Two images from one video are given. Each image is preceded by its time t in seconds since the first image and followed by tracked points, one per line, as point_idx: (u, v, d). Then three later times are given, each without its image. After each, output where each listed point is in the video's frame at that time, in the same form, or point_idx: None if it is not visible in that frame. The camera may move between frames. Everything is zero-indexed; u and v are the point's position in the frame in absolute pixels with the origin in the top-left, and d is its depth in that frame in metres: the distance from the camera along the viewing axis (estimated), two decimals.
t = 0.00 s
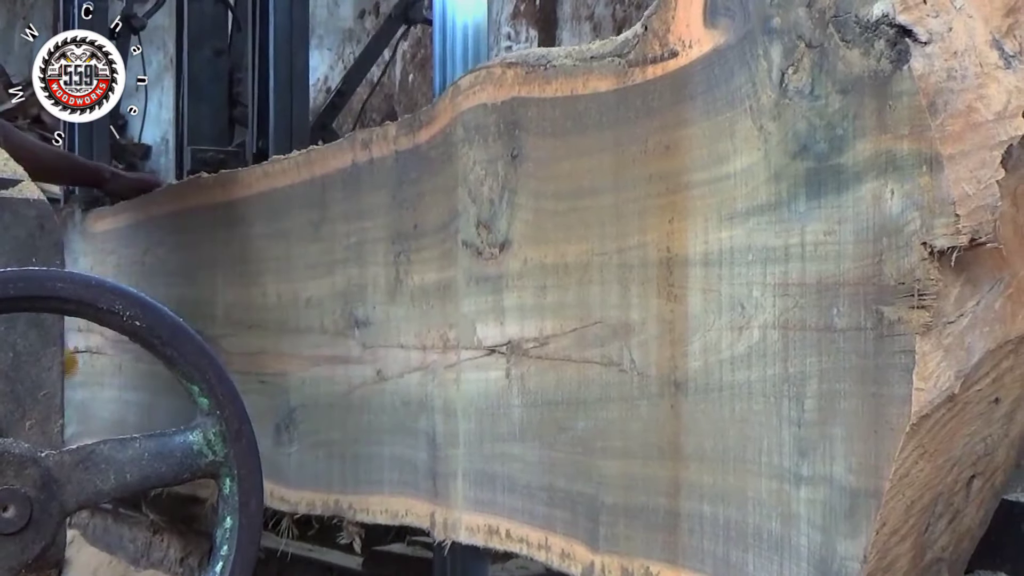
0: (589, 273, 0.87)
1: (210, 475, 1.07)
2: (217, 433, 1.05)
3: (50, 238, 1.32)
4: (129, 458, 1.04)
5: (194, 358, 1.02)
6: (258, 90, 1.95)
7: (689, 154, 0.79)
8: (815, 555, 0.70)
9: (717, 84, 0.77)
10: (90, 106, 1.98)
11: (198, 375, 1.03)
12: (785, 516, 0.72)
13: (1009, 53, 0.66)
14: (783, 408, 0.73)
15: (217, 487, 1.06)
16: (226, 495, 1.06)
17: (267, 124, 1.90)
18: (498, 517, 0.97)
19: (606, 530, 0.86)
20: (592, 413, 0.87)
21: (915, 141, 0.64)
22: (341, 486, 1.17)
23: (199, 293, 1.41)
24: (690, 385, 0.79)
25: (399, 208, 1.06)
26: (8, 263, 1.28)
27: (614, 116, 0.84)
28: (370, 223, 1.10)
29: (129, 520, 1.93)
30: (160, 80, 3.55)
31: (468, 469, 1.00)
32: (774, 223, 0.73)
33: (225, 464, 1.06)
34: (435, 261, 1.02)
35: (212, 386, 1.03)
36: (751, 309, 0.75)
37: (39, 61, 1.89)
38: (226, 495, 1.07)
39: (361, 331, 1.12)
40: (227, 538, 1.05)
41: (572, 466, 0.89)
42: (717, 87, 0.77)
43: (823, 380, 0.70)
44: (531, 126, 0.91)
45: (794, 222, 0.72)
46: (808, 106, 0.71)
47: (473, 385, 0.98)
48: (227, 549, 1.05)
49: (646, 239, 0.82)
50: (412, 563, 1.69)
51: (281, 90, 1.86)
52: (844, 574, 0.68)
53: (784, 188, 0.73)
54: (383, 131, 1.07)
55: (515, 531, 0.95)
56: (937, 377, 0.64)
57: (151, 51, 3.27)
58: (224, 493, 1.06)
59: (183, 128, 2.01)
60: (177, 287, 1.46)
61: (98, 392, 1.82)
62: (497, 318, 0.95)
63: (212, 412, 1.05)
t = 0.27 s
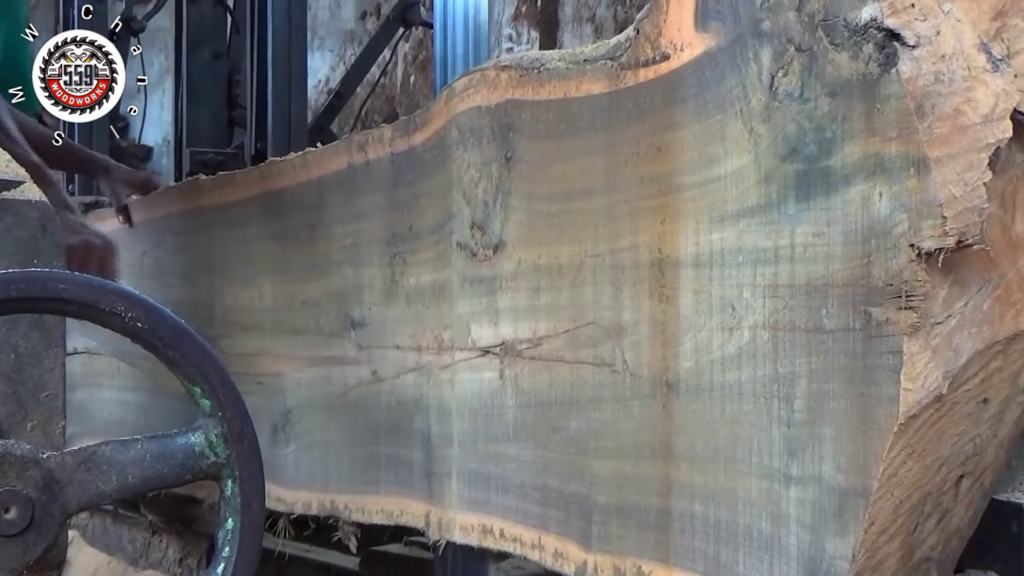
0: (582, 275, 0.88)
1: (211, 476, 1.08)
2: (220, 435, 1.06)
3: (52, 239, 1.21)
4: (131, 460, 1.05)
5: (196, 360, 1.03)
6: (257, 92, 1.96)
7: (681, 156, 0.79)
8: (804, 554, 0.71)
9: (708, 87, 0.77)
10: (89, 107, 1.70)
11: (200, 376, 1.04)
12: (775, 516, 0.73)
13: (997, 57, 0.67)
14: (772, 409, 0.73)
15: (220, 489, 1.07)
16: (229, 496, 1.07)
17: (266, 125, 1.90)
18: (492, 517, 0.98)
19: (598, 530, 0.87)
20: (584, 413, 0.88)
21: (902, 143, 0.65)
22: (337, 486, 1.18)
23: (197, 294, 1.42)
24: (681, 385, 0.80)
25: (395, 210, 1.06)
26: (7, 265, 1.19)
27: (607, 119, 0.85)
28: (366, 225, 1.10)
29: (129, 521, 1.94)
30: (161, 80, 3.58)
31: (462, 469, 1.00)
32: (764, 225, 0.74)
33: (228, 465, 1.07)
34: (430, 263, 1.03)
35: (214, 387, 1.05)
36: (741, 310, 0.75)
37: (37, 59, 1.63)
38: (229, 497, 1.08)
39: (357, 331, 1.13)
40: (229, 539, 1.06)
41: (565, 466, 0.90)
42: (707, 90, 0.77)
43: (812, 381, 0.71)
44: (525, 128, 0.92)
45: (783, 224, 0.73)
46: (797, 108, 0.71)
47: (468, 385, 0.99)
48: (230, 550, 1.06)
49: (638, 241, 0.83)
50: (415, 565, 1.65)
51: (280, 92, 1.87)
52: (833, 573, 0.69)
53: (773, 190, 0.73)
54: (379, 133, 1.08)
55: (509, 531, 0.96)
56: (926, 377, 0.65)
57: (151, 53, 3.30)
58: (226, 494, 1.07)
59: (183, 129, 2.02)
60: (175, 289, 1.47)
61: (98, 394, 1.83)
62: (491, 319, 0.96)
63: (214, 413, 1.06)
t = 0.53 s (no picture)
0: (570, 277, 0.88)
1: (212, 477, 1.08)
2: (222, 436, 1.06)
3: (56, 240, 1.14)
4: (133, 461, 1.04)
5: (197, 361, 1.04)
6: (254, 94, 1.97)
7: (666, 159, 0.80)
8: (786, 552, 0.72)
9: (693, 92, 0.78)
10: (90, 107, 1.69)
11: (202, 378, 1.04)
12: (757, 515, 0.74)
13: (978, 61, 0.67)
14: (755, 409, 0.74)
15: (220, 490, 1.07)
16: (229, 497, 1.08)
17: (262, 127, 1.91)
18: (481, 516, 0.99)
19: (585, 528, 0.87)
20: (571, 413, 0.89)
21: (882, 148, 0.66)
22: (329, 485, 1.19)
23: (192, 295, 1.43)
24: (666, 385, 0.81)
25: (387, 212, 1.07)
26: (8, 266, 1.11)
27: (594, 122, 0.86)
28: (358, 227, 1.11)
29: (126, 520, 1.95)
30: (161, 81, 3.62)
31: (452, 468, 1.01)
32: (747, 227, 0.75)
33: (229, 467, 1.07)
34: (421, 264, 1.04)
35: (215, 389, 1.05)
36: (725, 312, 0.76)
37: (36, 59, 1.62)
38: (229, 498, 1.08)
39: (349, 332, 1.14)
40: (230, 540, 1.06)
41: (553, 465, 0.91)
42: (692, 94, 0.78)
43: (794, 381, 0.72)
44: (514, 132, 0.93)
45: (766, 226, 0.74)
46: (780, 113, 0.72)
47: (458, 385, 1.00)
48: (231, 551, 1.06)
49: (625, 243, 0.84)
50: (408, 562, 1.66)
51: (276, 94, 1.88)
52: (814, 571, 0.70)
53: (756, 193, 0.74)
54: (371, 136, 1.09)
55: (498, 530, 0.97)
56: (905, 378, 0.66)
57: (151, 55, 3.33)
58: (227, 495, 1.08)
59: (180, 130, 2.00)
60: (171, 289, 1.48)
61: (95, 394, 1.84)
62: (480, 320, 0.97)
63: (214, 415, 1.07)
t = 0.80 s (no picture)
0: (554, 279, 0.90)
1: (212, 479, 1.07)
2: (222, 437, 1.05)
3: (56, 241, 1.11)
4: (133, 462, 1.03)
5: (198, 362, 1.03)
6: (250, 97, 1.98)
7: (648, 164, 0.82)
8: (762, 551, 0.73)
9: (673, 98, 0.80)
10: (91, 106, 1.68)
11: (202, 378, 1.03)
12: (735, 514, 0.75)
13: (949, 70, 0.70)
14: (733, 410, 0.75)
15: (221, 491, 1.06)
16: (230, 499, 1.07)
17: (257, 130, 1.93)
18: (467, 516, 1.00)
19: (568, 527, 0.89)
20: (555, 414, 0.90)
21: (856, 154, 0.67)
22: (319, 485, 1.20)
23: (185, 296, 1.44)
24: (647, 387, 0.82)
25: (376, 215, 1.09)
26: (10, 267, 1.08)
27: (578, 128, 0.87)
28: (348, 229, 1.13)
29: (121, 519, 1.96)
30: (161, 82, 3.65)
31: (439, 468, 1.02)
32: (725, 231, 0.76)
33: (229, 469, 1.06)
34: (409, 266, 1.05)
35: (215, 390, 1.04)
36: (704, 315, 0.78)
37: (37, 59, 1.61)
38: (230, 499, 1.07)
39: (339, 334, 1.15)
40: (230, 542, 1.05)
41: (537, 466, 0.92)
42: (673, 101, 0.80)
43: (770, 383, 0.73)
44: (500, 137, 0.94)
45: (744, 231, 0.75)
46: (757, 119, 0.74)
47: (444, 386, 1.01)
48: (231, 552, 1.05)
49: (607, 247, 0.85)
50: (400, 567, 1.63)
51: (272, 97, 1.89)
52: (789, 569, 0.71)
53: (735, 198, 0.76)
54: (360, 139, 1.10)
55: (483, 529, 0.98)
56: (879, 379, 0.68)
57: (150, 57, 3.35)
58: (227, 497, 1.07)
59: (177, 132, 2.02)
60: (164, 291, 1.49)
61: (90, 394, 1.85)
62: (467, 322, 0.98)
63: (215, 416, 1.05)
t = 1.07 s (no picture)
0: (535, 283, 0.91)
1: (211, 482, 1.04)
2: (222, 441, 1.03)
3: (56, 245, 1.10)
4: (133, 466, 0.99)
5: (198, 365, 1.00)
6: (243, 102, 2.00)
7: (626, 170, 0.83)
8: (736, 550, 0.74)
9: (650, 105, 0.81)
10: (89, 108, 1.59)
11: (202, 382, 1.00)
12: (710, 514, 0.77)
13: (921, 77, 0.75)
14: (708, 412, 0.77)
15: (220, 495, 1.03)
16: (229, 502, 1.04)
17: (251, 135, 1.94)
18: (451, 516, 1.01)
19: (548, 527, 0.90)
20: (536, 416, 0.91)
21: (826, 160, 0.69)
22: (307, 486, 1.21)
23: (176, 299, 1.45)
24: (625, 389, 0.83)
25: (362, 220, 1.10)
26: (9, 271, 1.07)
27: (559, 134, 0.89)
28: (335, 233, 1.14)
29: (115, 521, 1.98)
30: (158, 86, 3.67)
31: (423, 469, 1.04)
32: (701, 236, 0.78)
33: (229, 472, 1.03)
34: (395, 270, 1.06)
35: (216, 393, 1.01)
36: (680, 318, 0.79)
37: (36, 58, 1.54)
38: (229, 503, 1.04)
39: (326, 337, 1.17)
40: (229, 545, 1.03)
41: (519, 467, 0.93)
42: (649, 108, 0.81)
43: (744, 385, 0.75)
44: (483, 143, 0.95)
45: (718, 236, 0.77)
46: (732, 126, 0.75)
47: (429, 388, 1.03)
48: (230, 556, 1.02)
49: (587, 251, 0.87)
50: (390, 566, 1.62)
51: (266, 103, 1.91)
52: (762, 568, 0.72)
53: (709, 204, 0.77)
54: (348, 145, 1.11)
55: (466, 529, 0.99)
56: (849, 381, 0.69)
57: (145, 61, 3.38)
58: (226, 500, 1.04)
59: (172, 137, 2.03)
60: (156, 294, 1.51)
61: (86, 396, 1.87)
62: (451, 325, 1.00)
63: (214, 419, 1.03)
